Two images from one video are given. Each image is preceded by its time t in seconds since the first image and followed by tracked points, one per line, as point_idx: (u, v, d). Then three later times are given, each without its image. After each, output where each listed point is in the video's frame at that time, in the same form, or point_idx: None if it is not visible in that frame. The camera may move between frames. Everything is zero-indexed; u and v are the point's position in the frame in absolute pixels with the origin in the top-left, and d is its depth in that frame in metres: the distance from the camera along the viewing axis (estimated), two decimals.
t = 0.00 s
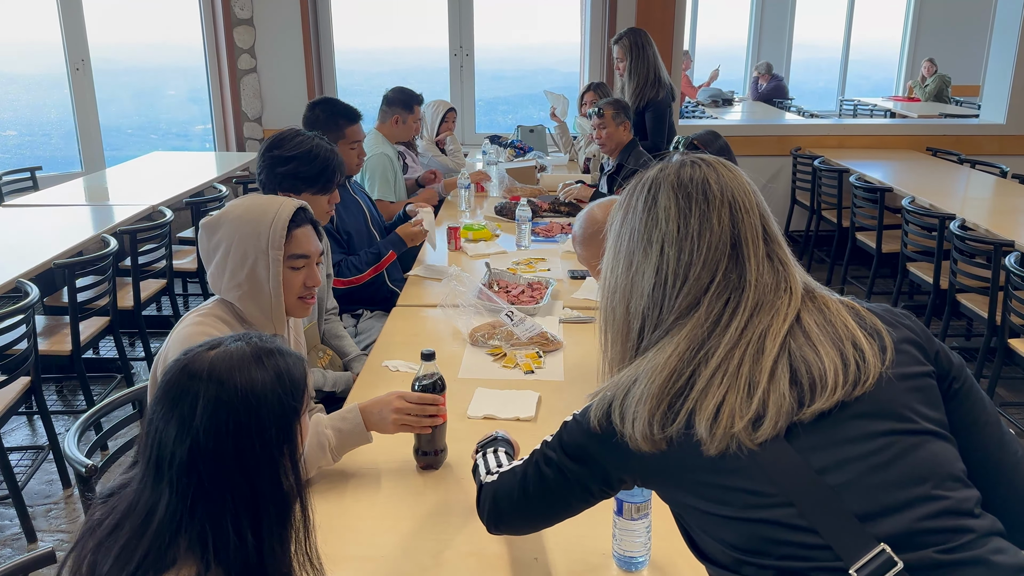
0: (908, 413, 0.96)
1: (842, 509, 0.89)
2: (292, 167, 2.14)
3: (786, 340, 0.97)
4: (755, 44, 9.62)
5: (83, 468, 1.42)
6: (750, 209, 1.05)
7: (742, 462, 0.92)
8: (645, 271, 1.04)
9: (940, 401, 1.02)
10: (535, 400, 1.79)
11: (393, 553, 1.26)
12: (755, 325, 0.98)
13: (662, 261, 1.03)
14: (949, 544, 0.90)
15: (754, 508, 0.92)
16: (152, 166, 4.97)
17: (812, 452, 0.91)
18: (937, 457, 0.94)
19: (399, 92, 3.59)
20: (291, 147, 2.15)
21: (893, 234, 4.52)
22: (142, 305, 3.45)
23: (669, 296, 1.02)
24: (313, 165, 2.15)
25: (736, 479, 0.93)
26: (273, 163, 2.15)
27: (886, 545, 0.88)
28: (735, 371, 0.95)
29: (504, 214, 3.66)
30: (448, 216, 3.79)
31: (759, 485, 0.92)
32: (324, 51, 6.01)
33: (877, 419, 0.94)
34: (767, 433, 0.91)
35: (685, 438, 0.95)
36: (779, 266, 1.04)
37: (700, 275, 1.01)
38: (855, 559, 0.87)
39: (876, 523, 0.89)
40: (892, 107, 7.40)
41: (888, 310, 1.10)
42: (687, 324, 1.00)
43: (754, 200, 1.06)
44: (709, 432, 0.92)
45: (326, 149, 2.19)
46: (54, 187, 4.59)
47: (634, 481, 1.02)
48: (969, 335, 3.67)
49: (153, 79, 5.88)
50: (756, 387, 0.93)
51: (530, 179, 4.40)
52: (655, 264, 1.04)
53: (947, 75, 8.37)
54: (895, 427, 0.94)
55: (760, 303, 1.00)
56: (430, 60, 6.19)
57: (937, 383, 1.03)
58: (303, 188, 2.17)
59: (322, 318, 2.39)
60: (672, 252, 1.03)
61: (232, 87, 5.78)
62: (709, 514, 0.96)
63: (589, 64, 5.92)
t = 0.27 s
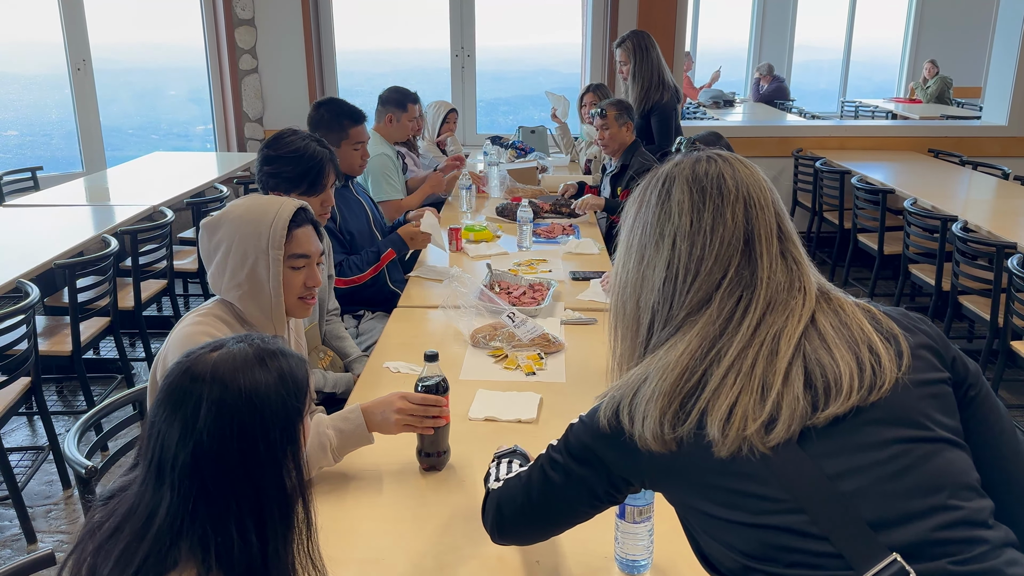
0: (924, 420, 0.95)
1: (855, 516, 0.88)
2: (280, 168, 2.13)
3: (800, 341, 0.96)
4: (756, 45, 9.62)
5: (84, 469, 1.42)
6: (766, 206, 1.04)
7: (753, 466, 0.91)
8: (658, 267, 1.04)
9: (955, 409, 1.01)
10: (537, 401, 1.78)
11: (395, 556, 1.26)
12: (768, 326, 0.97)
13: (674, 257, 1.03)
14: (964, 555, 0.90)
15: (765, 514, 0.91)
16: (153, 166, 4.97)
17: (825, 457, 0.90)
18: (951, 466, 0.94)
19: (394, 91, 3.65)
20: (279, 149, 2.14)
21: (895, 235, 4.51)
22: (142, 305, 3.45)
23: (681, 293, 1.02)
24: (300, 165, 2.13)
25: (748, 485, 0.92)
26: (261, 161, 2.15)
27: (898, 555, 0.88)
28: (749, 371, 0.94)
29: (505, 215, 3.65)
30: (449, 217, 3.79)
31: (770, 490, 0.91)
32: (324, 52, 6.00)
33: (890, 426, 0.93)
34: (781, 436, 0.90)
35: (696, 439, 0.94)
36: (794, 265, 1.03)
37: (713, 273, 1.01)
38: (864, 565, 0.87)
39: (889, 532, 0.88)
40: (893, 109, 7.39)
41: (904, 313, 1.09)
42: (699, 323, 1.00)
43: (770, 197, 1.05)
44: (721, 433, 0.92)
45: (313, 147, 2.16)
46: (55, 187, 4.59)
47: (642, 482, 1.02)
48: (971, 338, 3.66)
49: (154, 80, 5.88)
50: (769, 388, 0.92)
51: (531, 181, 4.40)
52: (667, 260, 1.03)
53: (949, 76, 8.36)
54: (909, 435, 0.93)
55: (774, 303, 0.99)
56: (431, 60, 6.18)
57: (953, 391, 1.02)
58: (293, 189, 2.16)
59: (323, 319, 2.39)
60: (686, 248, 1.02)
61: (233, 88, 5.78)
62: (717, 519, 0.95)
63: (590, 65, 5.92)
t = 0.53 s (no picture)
0: (935, 430, 0.94)
1: (863, 526, 0.88)
2: (270, 171, 2.13)
3: (812, 348, 0.95)
4: (757, 46, 9.62)
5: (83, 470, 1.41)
6: (783, 210, 1.02)
7: (759, 472, 0.91)
8: (670, 269, 1.03)
9: (968, 418, 1.00)
10: (537, 403, 1.78)
11: (395, 557, 1.25)
12: (780, 331, 0.96)
13: (686, 257, 1.02)
14: (973, 568, 0.90)
15: (771, 520, 0.91)
16: (154, 166, 4.97)
17: (832, 464, 0.89)
18: (962, 478, 0.93)
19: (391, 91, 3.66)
20: (270, 152, 2.14)
21: (896, 237, 4.51)
22: (142, 306, 3.44)
23: (692, 294, 1.02)
24: (289, 166, 2.12)
25: (755, 492, 0.92)
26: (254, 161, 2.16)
27: (905, 566, 0.88)
28: (758, 376, 0.93)
29: (506, 216, 3.65)
30: (449, 218, 3.78)
31: (778, 497, 0.91)
32: (325, 52, 6.00)
33: (899, 435, 0.92)
34: (787, 443, 0.89)
35: (700, 445, 0.94)
36: (810, 271, 1.01)
37: (726, 276, 1.00)
38: (864, 568, 0.87)
39: (896, 543, 0.88)
40: (895, 109, 7.39)
41: (920, 319, 1.07)
42: (710, 326, 0.99)
43: (787, 199, 1.04)
44: (727, 439, 0.91)
45: (304, 147, 2.15)
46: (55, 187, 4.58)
47: (648, 481, 1.01)
48: (973, 339, 3.65)
49: (155, 80, 5.88)
50: (778, 395, 0.92)
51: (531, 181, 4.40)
52: (679, 262, 1.03)
53: (950, 77, 8.36)
54: (918, 445, 0.92)
55: (787, 308, 0.98)
56: (431, 61, 6.18)
57: (967, 401, 1.01)
58: (284, 191, 2.15)
59: (322, 320, 2.38)
60: (697, 252, 1.01)
61: (233, 88, 5.77)
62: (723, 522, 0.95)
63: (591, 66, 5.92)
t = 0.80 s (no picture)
0: (913, 436, 0.94)
1: (841, 530, 0.89)
2: (265, 173, 2.13)
3: (789, 364, 0.95)
4: (757, 47, 9.62)
5: (82, 472, 1.41)
6: (759, 227, 1.02)
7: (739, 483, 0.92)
8: (649, 291, 1.04)
9: (948, 422, 1.00)
10: (537, 404, 1.77)
11: (394, 560, 1.25)
12: (758, 350, 0.96)
13: (666, 283, 1.02)
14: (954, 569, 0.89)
15: (752, 527, 0.92)
16: (154, 167, 4.97)
17: (807, 468, 0.90)
18: (942, 480, 0.93)
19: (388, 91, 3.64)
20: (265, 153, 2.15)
21: (896, 237, 4.51)
22: (142, 306, 3.44)
23: (673, 316, 1.02)
24: (282, 167, 2.12)
25: (734, 498, 0.93)
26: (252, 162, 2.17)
27: (884, 567, 0.88)
28: (733, 395, 0.94)
29: (506, 216, 3.64)
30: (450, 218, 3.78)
31: (761, 504, 0.91)
32: (325, 52, 6.00)
33: (880, 441, 0.92)
34: (764, 459, 0.90)
35: (679, 461, 0.95)
36: (788, 286, 1.00)
37: (702, 296, 0.99)
38: (840, 567, 0.88)
39: (874, 545, 0.89)
40: (895, 110, 7.39)
41: (898, 326, 1.07)
42: (689, 347, 0.99)
43: (762, 216, 1.03)
44: (702, 455, 0.91)
45: (297, 147, 2.14)
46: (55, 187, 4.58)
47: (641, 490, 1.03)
48: (973, 340, 3.65)
49: (155, 80, 5.88)
50: (753, 412, 0.92)
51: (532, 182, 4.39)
52: (659, 286, 1.03)
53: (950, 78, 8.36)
54: (898, 450, 0.92)
55: (765, 325, 0.98)
56: (431, 61, 6.17)
57: (946, 405, 1.01)
58: (279, 191, 2.14)
59: (322, 321, 2.38)
60: (674, 276, 1.01)
61: (233, 88, 5.77)
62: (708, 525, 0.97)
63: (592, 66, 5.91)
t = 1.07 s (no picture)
0: (886, 443, 0.93)
1: (817, 534, 0.89)
2: (262, 174, 2.14)
3: (765, 379, 0.95)
4: (757, 47, 9.62)
5: (82, 473, 1.41)
6: (734, 242, 1.02)
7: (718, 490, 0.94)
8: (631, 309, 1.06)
9: (927, 428, 0.99)
10: (537, 405, 1.77)
11: (393, 560, 1.25)
12: (735, 364, 0.97)
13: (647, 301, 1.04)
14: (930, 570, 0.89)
15: (734, 530, 0.93)
16: (153, 168, 4.97)
17: (782, 472, 0.91)
18: (918, 483, 0.93)
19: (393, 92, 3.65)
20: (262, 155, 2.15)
21: (897, 238, 4.51)
22: (141, 307, 3.44)
23: (654, 334, 1.04)
24: (278, 168, 2.12)
25: (712, 504, 0.95)
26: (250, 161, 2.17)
27: (856, 568, 0.88)
28: (707, 410, 0.95)
29: (505, 217, 3.64)
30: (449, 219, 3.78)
31: (739, 510, 0.92)
32: (325, 53, 6.01)
33: (857, 448, 0.92)
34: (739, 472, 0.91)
35: (661, 472, 0.98)
36: (766, 301, 1.01)
37: (678, 313, 1.01)
38: (813, 568, 0.88)
39: (848, 545, 0.89)
40: (894, 110, 7.40)
41: (878, 335, 1.07)
42: (670, 361, 1.01)
43: (739, 234, 1.03)
44: (679, 468, 0.94)
45: (293, 148, 2.14)
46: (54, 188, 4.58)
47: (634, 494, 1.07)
48: (973, 340, 3.65)
49: (155, 81, 5.88)
50: (727, 426, 0.93)
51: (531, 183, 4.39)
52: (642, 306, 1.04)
53: (949, 78, 8.38)
54: (873, 454, 0.92)
55: (742, 341, 0.98)
56: (431, 61, 6.17)
57: (924, 412, 1.00)
58: (276, 192, 2.15)
59: (322, 322, 2.38)
60: (652, 294, 1.03)
61: (233, 89, 5.77)
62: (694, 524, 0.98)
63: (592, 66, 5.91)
